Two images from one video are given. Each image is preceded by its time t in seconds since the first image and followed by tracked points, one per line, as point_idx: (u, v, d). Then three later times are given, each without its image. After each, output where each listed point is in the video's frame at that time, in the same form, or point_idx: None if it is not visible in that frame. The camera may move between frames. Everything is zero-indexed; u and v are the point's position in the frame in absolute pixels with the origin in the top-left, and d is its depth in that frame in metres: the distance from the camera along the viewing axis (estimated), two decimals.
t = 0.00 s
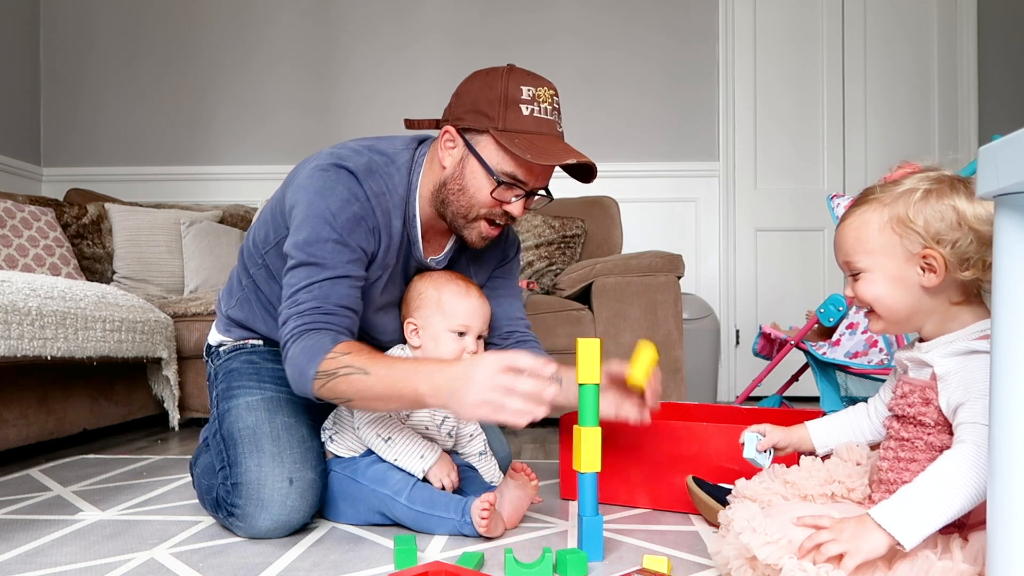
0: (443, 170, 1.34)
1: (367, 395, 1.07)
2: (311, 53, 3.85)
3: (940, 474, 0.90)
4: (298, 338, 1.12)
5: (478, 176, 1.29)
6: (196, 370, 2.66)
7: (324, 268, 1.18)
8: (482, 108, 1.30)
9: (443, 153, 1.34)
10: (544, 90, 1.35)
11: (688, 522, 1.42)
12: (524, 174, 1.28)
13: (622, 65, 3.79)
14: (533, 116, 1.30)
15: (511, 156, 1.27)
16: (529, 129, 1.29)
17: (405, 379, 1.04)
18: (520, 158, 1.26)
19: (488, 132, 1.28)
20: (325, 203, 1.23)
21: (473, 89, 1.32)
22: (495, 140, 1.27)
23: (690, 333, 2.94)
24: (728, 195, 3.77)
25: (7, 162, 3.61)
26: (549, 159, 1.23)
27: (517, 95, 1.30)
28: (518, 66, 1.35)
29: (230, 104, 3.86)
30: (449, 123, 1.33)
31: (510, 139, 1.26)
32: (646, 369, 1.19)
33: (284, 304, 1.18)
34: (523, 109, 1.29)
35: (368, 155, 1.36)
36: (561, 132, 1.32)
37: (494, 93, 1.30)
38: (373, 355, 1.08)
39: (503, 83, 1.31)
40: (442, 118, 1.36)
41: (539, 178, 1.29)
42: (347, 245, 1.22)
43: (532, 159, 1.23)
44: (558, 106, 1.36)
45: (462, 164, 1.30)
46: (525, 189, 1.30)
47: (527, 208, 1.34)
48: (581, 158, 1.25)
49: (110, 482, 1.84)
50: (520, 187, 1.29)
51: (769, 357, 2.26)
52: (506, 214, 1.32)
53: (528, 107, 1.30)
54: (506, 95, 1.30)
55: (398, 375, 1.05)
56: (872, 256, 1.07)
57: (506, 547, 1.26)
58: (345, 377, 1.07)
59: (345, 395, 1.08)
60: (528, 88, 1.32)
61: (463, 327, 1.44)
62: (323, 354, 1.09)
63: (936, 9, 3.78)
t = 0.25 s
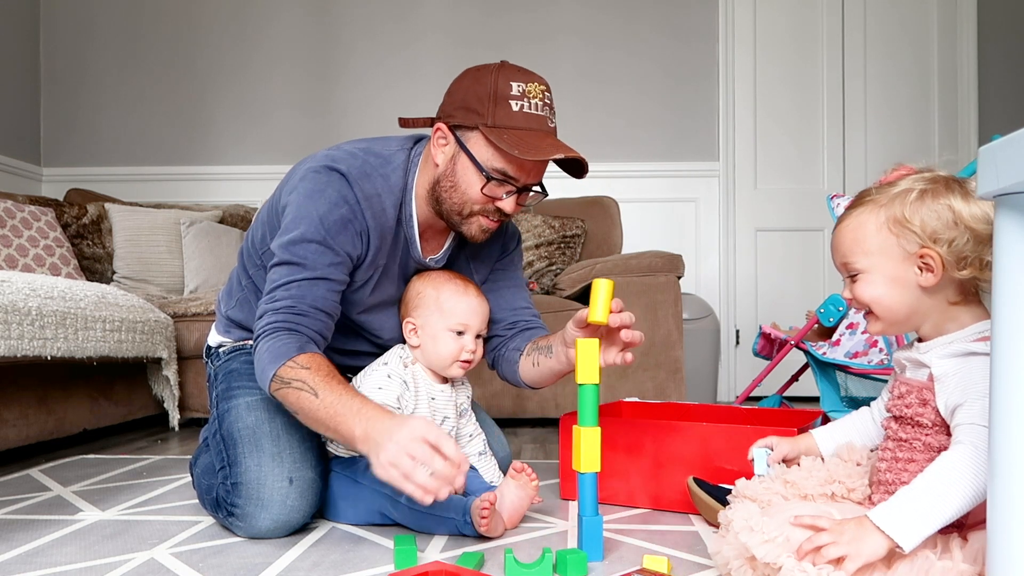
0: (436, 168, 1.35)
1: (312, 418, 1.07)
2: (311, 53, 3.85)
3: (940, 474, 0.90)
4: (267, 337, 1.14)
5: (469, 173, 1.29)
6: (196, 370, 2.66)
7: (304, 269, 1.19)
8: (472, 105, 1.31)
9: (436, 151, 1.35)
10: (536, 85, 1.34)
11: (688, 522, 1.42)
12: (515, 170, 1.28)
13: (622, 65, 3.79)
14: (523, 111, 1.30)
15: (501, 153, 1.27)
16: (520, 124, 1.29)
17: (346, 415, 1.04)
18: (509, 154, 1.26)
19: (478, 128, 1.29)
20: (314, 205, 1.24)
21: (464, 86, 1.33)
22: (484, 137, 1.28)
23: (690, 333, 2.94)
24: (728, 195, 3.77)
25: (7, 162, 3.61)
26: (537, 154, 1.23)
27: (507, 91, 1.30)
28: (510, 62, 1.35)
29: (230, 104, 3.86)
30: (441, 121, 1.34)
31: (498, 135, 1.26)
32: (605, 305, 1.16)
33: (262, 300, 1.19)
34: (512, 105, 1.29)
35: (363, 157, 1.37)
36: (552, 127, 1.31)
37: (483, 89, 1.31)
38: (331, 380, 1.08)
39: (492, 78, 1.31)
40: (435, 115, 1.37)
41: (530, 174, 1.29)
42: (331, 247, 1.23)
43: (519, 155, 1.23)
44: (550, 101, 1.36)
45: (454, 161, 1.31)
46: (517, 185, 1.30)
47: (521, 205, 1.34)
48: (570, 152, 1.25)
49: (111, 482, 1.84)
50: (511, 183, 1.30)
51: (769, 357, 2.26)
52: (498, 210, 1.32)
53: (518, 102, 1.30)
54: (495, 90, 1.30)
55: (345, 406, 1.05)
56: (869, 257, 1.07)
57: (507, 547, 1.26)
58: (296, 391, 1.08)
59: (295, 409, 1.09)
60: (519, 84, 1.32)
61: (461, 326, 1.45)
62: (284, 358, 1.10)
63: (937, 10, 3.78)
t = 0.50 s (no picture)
0: (430, 164, 1.36)
1: (288, 417, 1.10)
2: (311, 53, 3.85)
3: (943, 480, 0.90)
4: (254, 334, 1.15)
5: (457, 170, 1.30)
6: (196, 370, 2.66)
7: (296, 267, 1.19)
8: (464, 101, 1.31)
9: (430, 147, 1.35)
10: (529, 83, 1.34)
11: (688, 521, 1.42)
12: (503, 169, 1.27)
13: (622, 65, 3.79)
14: (514, 109, 1.29)
15: (489, 151, 1.27)
16: (509, 123, 1.29)
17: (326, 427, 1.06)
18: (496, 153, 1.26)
19: (468, 125, 1.29)
20: (309, 204, 1.24)
21: (457, 83, 1.34)
22: (474, 135, 1.28)
23: (690, 333, 2.94)
24: (728, 195, 3.77)
25: (7, 162, 3.61)
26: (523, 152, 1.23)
27: (498, 89, 1.30)
28: (505, 60, 1.36)
29: (230, 103, 3.86)
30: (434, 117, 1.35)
31: (486, 133, 1.27)
32: (597, 315, 1.15)
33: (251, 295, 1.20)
34: (503, 103, 1.29)
35: (361, 156, 1.37)
36: (543, 126, 1.31)
37: (475, 86, 1.31)
38: (318, 387, 1.10)
39: (484, 76, 1.31)
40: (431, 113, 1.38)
41: (519, 173, 1.28)
42: (325, 247, 1.23)
43: (505, 153, 1.23)
44: (544, 99, 1.35)
45: (445, 158, 1.32)
46: (506, 183, 1.29)
47: (512, 204, 1.34)
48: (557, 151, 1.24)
49: (111, 482, 1.84)
50: (500, 182, 1.29)
51: (769, 357, 2.26)
52: (488, 208, 1.32)
53: (509, 100, 1.30)
54: (486, 87, 1.30)
55: (327, 418, 1.07)
56: (862, 259, 1.07)
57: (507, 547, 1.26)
58: (280, 391, 1.09)
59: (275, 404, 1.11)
60: (511, 82, 1.32)
61: (458, 324, 1.44)
62: (272, 358, 1.11)
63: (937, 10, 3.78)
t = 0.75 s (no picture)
0: (428, 163, 1.36)
1: (306, 431, 1.10)
2: (311, 53, 3.85)
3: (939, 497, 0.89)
4: (264, 344, 1.16)
5: (457, 168, 1.30)
6: (196, 370, 2.66)
7: (298, 274, 1.20)
8: (460, 99, 1.31)
9: (427, 147, 1.36)
10: (525, 79, 1.34)
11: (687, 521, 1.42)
12: (503, 164, 1.28)
13: (622, 66, 3.79)
14: (511, 105, 1.30)
15: (487, 147, 1.27)
16: (507, 118, 1.29)
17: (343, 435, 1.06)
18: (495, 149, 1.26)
19: (465, 123, 1.30)
20: (307, 209, 1.24)
21: (452, 82, 1.34)
22: (472, 132, 1.28)
23: (690, 333, 2.94)
24: (728, 195, 3.77)
25: (7, 162, 3.61)
26: (523, 146, 1.23)
27: (494, 85, 1.30)
28: (500, 57, 1.36)
29: (230, 103, 3.86)
30: (430, 116, 1.35)
31: (484, 130, 1.27)
32: (594, 323, 1.15)
33: (258, 305, 1.20)
34: (499, 99, 1.29)
35: (358, 157, 1.37)
36: (541, 120, 1.31)
37: (470, 83, 1.31)
38: (329, 396, 1.10)
39: (480, 73, 1.31)
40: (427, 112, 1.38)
41: (518, 168, 1.28)
42: (325, 251, 1.24)
43: (504, 148, 1.23)
44: (540, 94, 1.35)
45: (444, 156, 1.32)
46: (506, 179, 1.29)
47: (512, 199, 1.34)
48: (556, 145, 1.24)
49: (110, 482, 1.84)
50: (500, 178, 1.29)
51: (769, 357, 2.26)
52: (489, 205, 1.32)
53: (505, 96, 1.30)
54: (482, 84, 1.30)
55: (342, 428, 1.06)
56: (818, 271, 1.05)
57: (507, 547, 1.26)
58: (293, 402, 1.10)
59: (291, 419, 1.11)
60: (507, 78, 1.32)
61: (457, 323, 1.44)
62: (282, 369, 1.12)
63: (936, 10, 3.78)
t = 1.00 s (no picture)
0: (427, 161, 1.36)
1: (380, 367, 1.05)
2: (311, 53, 3.85)
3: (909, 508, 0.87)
4: (298, 326, 1.11)
5: (457, 165, 1.29)
6: (196, 370, 2.66)
7: (319, 261, 1.17)
8: (459, 97, 1.31)
9: (427, 144, 1.36)
10: (523, 76, 1.35)
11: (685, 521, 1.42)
12: (503, 161, 1.28)
13: (622, 66, 3.79)
14: (510, 102, 1.30)
15: (487, 144, 1.27)
16: (506, 115, 1.29)
17: (415, 340, 1.01)
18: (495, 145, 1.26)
19: (465, 120, 1.30)
20: (315, 199, 1.24)
21: (451, 79, 1.34)
22: (472, 129, 1.28)
23: (690, 334, 2.94)
24: (728, 195, 3.78)
25: (7, 162, 3.61)
26: (525, 143, 1.24)
27: (493, 82, 1.31)
28: (497, 54, 1.36)
29: (230, 104, 3.86)
30: (430, 114, 1.35)
31: (484, 126, 1.27)
32: (593, 323, 1.14)
33: (279, 296, 1.17)
34: (499, 96, 1.30)
35: (357, 152, 1.38)
36: (539, 117, 1.32)
37: (469, 80, 1.32)
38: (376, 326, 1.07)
39: (479, 70, 1.32)
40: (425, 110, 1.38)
41: (519, 165, 1.29)
42: (340, 239, 1.22)
43: (505, 144, 1.23)
44: (537, 91, 1.36)
45: (443, 154, 1.32)
46: (506, 176, 1.30)
47: (512, 196, 1.34)
48: (556, 141, 1.25)
49: (110, 482, 1.84)
50: (501, 175, 1.29)
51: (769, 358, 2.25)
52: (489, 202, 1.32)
53: (504, 93, 1.30)
54: (481, 81, 1.30)
55: (407, 337, 1.03)
56: (753, 291, 1.06)
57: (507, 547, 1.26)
58: (354, 350, 1.05)
59: (359, 370, 1.06)
60: (505, 75, 1.32)
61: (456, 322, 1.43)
62: (328, 334, 1.08)
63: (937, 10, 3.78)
